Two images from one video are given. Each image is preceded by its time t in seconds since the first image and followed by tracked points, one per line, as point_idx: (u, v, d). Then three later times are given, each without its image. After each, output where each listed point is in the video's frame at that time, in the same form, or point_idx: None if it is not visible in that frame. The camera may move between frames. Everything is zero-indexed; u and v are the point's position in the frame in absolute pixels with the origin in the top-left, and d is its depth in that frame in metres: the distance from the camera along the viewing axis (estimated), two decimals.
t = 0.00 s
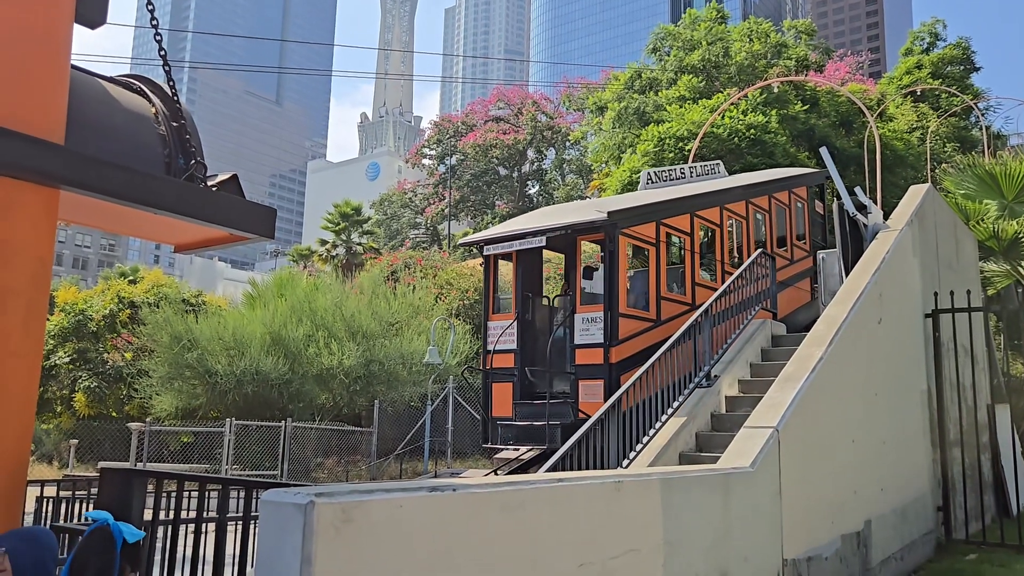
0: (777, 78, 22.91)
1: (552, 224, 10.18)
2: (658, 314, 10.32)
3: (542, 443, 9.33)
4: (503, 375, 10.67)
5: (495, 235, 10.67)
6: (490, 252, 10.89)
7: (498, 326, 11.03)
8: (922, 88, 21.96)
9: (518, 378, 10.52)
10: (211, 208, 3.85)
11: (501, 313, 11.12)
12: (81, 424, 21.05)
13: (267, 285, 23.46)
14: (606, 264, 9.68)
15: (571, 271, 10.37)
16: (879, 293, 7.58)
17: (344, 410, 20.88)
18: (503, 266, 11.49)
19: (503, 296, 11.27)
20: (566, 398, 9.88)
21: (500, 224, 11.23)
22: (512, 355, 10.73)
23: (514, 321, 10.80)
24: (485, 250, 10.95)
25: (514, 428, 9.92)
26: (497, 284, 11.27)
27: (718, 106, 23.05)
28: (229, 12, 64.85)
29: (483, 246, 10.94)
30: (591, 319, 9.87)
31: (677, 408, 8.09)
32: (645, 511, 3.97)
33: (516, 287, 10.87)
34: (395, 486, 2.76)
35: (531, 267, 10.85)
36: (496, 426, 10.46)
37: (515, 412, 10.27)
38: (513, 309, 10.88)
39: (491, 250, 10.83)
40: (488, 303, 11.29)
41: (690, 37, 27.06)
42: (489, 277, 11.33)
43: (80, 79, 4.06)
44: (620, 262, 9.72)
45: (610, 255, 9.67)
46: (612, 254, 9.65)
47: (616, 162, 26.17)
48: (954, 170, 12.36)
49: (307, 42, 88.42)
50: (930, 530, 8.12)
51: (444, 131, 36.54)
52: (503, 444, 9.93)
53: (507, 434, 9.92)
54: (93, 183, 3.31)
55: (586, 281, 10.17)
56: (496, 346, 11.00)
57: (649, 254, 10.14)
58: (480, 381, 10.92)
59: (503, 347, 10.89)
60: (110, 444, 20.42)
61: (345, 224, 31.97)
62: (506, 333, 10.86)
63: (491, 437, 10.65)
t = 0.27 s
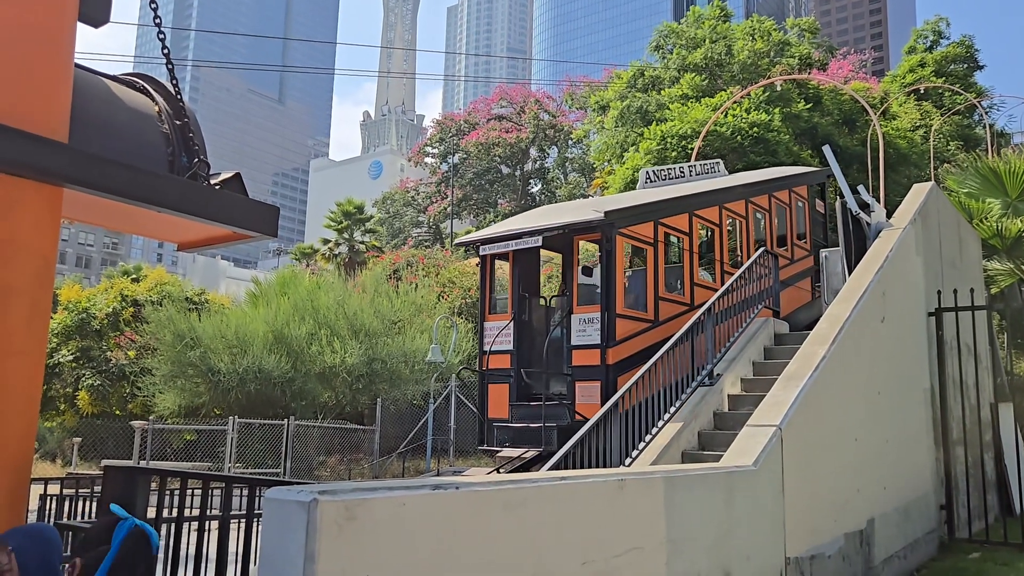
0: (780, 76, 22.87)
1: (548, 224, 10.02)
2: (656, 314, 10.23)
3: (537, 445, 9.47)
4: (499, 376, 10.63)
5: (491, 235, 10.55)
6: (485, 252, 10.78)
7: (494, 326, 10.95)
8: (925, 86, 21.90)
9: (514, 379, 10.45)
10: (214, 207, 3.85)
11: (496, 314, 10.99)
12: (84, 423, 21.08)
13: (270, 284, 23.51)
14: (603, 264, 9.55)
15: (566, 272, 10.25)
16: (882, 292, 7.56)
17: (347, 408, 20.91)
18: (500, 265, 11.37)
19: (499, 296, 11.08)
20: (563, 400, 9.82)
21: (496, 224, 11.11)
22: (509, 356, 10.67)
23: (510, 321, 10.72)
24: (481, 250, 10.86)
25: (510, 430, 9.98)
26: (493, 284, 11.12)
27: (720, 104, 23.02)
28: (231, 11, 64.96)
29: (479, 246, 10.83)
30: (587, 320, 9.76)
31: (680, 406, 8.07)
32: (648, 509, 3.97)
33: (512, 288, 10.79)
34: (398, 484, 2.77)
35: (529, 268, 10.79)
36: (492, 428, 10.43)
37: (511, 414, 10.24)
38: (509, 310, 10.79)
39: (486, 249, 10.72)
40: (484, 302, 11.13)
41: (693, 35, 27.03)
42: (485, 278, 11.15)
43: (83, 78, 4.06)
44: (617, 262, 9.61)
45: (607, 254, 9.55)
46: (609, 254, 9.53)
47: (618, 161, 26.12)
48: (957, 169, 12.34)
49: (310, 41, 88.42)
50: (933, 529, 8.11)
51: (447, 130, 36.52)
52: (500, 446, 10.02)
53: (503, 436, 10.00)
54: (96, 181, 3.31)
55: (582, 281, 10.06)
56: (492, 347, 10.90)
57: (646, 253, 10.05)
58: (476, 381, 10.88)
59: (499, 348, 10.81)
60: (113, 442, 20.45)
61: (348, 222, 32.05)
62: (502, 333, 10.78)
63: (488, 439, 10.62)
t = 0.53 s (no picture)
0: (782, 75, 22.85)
1: (544, 224, 9.96)
2: (653, 316, 10.17)
3: (533, 447, 9.29)
4: (495, 378, 10.59)
5: (487, 236, 10.54)
6: (481, 253, 10.78)
7: (490, 328, 10.92)
8: (927, 86, 21.89)
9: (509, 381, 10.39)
10: (216, 205, 3.86)
11: (493, 315, 10.96)
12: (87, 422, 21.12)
13: (272, 283, 23.55)
14: (599, 265, 9.49)
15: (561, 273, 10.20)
16: (884, 292, 7.56)
17: (349, 407, 20.91)
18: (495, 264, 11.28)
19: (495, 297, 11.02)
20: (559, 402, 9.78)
21: (492, 225, 11.06)
22: (505, 358, 10.61)
23: (507, 322, 10.70)
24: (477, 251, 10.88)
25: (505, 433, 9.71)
26: (488, 284, 11.04)
27: (723, 104, 23.00)
28: (233, 11, 65.06)
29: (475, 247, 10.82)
30: (584, 322, 9.72)
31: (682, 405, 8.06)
32: (650, 508, 3.97)
33: (509, 289, 10.81)
34: (400, 484, 2.77)
35: (526, 269, 10.85)
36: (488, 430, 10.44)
37: (507, 415, 10.19)
38: (505, 311, 10.77)
39: (482, 251, 10.73)
40: (480, 302, 11.07)
41: (696, 34, 27.02)
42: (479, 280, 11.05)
43: (85, 77, 4.06)
44: (614, 263, 9.54)
45: (604, 255, 9.49)
46: (605, 254, 9.47)
47: (620, 160, 26.12)
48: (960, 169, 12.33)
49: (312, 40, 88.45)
50: (935, 529, 8.11)
51: (448, 129, 36.48)
52: (495, 448, 9.78)
53: (498, 439, 9.74)
54: (99, 180, 3.32)
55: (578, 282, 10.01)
56: (487, 348, 10.85)
57: (643, 254, 9.99)
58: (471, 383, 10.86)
59: (495, 349, 10.76)
60: (115, 441, 20.48)
61: (350, 221, 32.15)
62: (498, 334, 10.75)
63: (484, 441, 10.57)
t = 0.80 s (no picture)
0: (784, 75, 22.85)
1: (540, 225, 9.81)
2: (650, 318, 10.13)
3: (528, 451, 9.29)
4: (490, 381, 10.49)
5: (481, 236, 10.34)
6: (474, 254, 10.56)
7: (485, 330, 10.86)
8: (929, 86, 21.86)
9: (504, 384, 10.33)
10: (218, 206, 3.86)
11: (488, 317, 10.93)
12: (88, 421, 21.14)
13: (273, 283, 23.59)
14: (595, 267, 9.44)
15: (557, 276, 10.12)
16: (885, 292, 7.56)
17: (350, 407, 20.93)
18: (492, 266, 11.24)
19: (490, 299, 11.00)
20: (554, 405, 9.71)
21: (485, 226, 10.96)
22: (500, 360, 10.55)
23: (502, 324, 10.61)
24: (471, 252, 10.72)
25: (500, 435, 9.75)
26: (483, 286, 11.02)
27: (724, 104, 22.99)
28: (234, 11, 65.12)
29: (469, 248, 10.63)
30: (579, 324, 9.66)
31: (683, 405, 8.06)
32: (651, 508, 3.97)
33: (504, 291, 10.76)
34: (402, 483, 2.77)
35: (523, 270, 10.85)
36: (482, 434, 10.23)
37: (501, 419, 10.07)
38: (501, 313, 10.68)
39: (475, 252, 10.50)
40: (475, 305, 11.04)
41: (697, 35, 27.03)
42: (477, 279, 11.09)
43: (87, 77, 4.08)
44: (609, 265, 9.49)
45: (599, 256, 9.44)
46: (601, 256, 9.40)
47: (621, 161, 26.11)
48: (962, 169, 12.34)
49: (313, 40, 88.53)
50: (936, 529, 8.11)
51: (450, 129, 36.44)
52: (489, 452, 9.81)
53: (494, 442, 9.75)
54: (100, 181, 3.32)
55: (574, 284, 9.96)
56: (482, 350, 10.72)
57: (639, 255, 9.96)
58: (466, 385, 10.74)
59: (490, 351, 10.65)
60: (117, 441, 20.49)
61: (352, 221, 32.20)
62: (493, 336, 10.66)
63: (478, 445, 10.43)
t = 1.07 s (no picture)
0: (786, 76, 22.85)
1: (535, 227, 9.74)
2: (647, 320, 10.10)
3: (523, 457, 9.22)
4: (485, 385, 10.43)
5: (476, 238, 10.30)
6: (469, 256, 10.54)
7: (480, 332, 10.79)
8: (931, 86, 21.84)
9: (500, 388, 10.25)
10: (220, 207, 3.87)
11: (483, 320, 10.84)
12: (90, 422, 21.15)
13: (274, 283, 23.64)
14: (590, 269, 9.43)
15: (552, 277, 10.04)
16: (887, 293, 7.55)
17: (351, 408, 20.94)
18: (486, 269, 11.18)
19: (485, 302, 10.91)
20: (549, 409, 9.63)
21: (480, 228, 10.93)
22: (495, 363, 10.49)
23: (497, 327, 10.56)
24: (466, 254, 10.67)
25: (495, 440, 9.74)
26: (479, 288, 10.93)
27: (725, 105, 23.00)
28: (236, 12, 65.22)
29: (464, 250, 10.60)
30: (574, 327, 9.60)
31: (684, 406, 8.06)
32: (652, 509, 3.97)
33: (498, 294, 10.67)
34: (404, 484, 2.78)
35: (519, 272, 10.67)
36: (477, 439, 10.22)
37: (496, 422, 10.01)
38: (496, 316, 10.65)
39: (471, 253, 10.48)
40: (470, 307, 10.97)
41: (698, 36, 27.04)
42: (472, 281, 10.97)
43: (90, 78, 4.09)
44: (605, 267, 9.49)
45: (595, 259, 9.43)
46: (597, 258, 9.42)
47: (623, 161, 26.11)
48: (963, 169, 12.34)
49: (315, 40, 88.58)
50: (939, 530, 8.10)
51: (451, 130, 36.39)
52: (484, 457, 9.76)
53: (488, 446, 9.72)
54: (103, 182, 3.33)
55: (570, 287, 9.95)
56: (478, 353, 10.73)
57: (636, 258, 9.92)
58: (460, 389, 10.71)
59: (485, 354, 10.64)
60: (118, 441, 20.50)
61: (353, 222, 32.24)
62: (488, 339, 10.63)
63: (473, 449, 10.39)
